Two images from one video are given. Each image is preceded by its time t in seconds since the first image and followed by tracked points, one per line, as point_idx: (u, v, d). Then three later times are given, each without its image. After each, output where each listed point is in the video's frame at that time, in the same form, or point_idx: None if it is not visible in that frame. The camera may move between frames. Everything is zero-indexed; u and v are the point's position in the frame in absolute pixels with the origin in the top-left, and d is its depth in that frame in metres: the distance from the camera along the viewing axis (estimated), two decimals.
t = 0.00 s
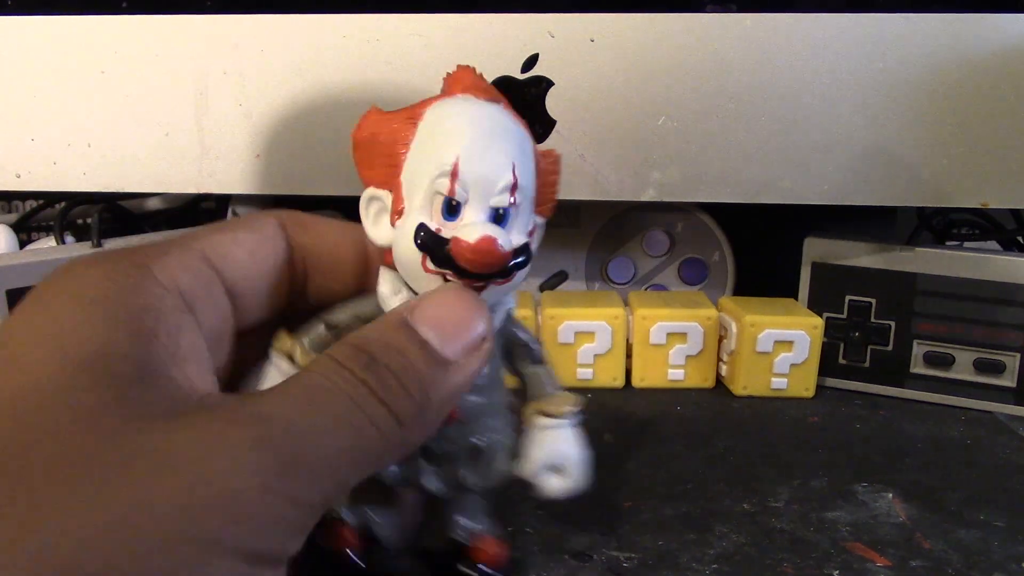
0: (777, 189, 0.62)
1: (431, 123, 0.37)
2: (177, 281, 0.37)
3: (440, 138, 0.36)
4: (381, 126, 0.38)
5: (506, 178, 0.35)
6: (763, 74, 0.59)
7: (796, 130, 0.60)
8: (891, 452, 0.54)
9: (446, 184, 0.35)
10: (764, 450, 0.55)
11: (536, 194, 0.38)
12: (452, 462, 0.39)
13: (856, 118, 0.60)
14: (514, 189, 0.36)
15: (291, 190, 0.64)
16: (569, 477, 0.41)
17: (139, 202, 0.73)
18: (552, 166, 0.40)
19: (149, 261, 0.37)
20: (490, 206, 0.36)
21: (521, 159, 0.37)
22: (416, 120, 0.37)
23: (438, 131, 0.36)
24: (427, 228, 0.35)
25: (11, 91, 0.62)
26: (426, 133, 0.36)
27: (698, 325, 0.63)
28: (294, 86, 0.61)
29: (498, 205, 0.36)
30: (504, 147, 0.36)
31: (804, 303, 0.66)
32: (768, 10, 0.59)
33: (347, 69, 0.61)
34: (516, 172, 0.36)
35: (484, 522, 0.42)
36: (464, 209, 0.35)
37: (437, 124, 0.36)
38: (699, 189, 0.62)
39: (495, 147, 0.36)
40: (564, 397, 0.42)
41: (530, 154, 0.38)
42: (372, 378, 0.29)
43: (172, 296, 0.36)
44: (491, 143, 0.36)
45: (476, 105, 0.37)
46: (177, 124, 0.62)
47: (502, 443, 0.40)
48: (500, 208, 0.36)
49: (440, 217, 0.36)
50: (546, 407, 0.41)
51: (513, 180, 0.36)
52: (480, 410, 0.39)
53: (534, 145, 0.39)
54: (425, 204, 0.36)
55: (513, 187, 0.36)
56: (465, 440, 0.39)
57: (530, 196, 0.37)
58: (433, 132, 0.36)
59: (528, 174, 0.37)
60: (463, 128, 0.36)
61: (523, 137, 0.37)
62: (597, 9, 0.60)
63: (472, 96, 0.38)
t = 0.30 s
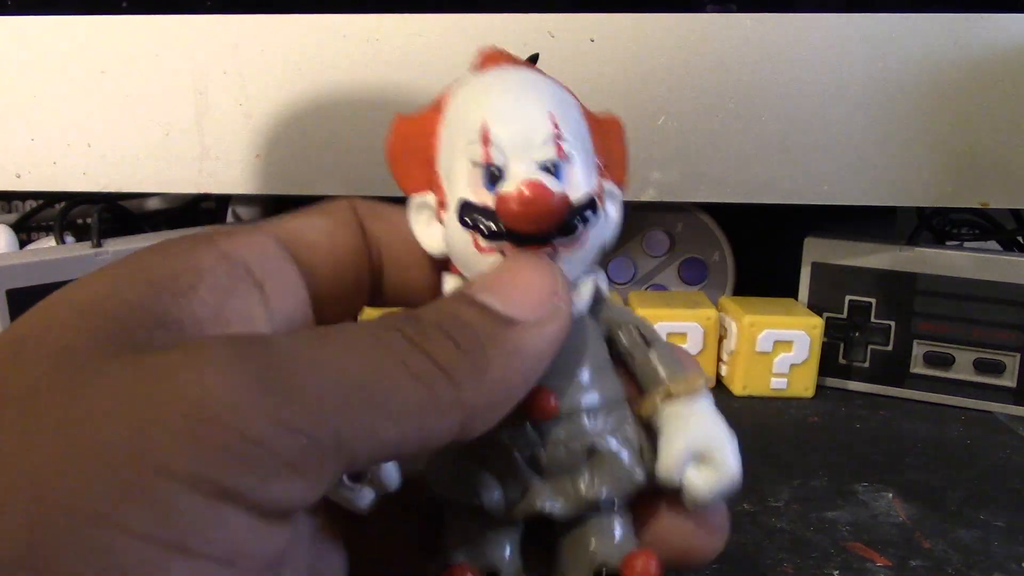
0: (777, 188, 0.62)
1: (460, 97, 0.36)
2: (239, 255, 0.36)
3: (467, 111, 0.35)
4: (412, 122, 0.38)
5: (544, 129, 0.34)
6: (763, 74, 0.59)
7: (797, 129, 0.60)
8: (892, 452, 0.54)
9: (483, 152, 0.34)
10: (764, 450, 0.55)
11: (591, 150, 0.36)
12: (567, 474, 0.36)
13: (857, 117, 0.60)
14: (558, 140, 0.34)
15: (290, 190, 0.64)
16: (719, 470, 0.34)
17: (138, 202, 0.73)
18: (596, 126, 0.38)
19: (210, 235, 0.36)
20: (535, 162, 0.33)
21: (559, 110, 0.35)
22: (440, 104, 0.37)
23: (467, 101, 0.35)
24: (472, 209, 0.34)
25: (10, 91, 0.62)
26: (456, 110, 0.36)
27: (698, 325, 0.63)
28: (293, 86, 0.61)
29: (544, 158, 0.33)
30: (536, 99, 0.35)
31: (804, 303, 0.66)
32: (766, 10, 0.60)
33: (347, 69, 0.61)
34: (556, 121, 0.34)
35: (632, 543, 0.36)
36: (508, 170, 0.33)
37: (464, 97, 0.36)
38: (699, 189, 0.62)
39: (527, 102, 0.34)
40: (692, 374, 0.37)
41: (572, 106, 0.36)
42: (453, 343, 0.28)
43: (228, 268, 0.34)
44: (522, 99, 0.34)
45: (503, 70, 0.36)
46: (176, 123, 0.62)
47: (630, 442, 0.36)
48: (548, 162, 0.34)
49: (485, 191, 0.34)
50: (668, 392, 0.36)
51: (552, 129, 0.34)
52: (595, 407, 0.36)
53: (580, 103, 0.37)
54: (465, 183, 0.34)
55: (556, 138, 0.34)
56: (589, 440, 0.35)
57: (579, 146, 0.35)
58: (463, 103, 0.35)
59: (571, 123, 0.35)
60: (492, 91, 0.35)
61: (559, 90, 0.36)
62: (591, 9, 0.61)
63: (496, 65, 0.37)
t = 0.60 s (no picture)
0: (777, 189, 0.62)
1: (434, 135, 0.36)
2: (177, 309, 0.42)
3: (437, 147, 0.35)
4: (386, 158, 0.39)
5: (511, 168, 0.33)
6: (762, 74, 0.59)
7: (796, 129, 0.60)
8: (891, 452, 0.54)
9: (444, 193, 0.32)
10: (764, 450, 0.54)
11: (561, 194, 0.35)
12: (518, 523, 0.35)
13: (857, 117, 0.60)
14: (524, 182, 0.33)
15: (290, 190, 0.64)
16: (672, 525, 0.35)
17: (139, 202, 0.73)
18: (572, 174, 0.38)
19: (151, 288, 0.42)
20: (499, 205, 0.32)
21: (530, 153, 0.34)
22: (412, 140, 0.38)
23: (439, 137, 0.35)
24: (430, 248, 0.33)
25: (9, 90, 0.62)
26: (427, 146, 0.36)
27: (698, 325, 0.63)
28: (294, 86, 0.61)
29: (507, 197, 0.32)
30: (506, 140, 0.34)
31: (804, 303, 0.66)
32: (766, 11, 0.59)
33: (347, 69, 0.61)
34: (524, 163, 0.33)
35: None
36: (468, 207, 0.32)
37: (437, 133, 0.36)
38: (699, 190, 0.62)
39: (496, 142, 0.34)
40: (654, 425, 0.38)
41: (545, 150, 0.35)
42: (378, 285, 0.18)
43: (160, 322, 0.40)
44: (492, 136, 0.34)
45: (478, 108, 0.36)
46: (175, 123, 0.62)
47: (585, 492, 0.36)
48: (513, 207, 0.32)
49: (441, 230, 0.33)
50: (629, 443, 0.37)
51: (519, 169, 0.33)
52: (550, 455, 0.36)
53: (556, 147, 0.37)
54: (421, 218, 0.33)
55: (522, 179, 0.33)
56: (541, 486, 0.36)
57: (548, 189, 0.34)
58: (434, 139, 0.35)
59: (543, 167, 0.34)
60: (464, 128, 0.35)
61: (534, 133, 0.36)
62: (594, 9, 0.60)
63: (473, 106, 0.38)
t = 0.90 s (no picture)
0: (777, 188, 0.62)
1: (382, 162, 0.32)
2: (104, 324, 0.42)
3: (388, 188, 0.31)
4: (322, 169, 0.34)
5: (474, 227, 0.30)
6: (762, 74, 0.59)
7: (796, 129, 0.60)
8: (891, 453, 0.54)
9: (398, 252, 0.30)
10: (764, 450, 0.54)
11: (524, 237, 0.33)
12: None
13: (855, 117, 0.60)
14: (489, 238, 0.30)
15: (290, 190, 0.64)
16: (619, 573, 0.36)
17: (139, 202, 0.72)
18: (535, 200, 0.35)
19: (78, 300, 0.42)
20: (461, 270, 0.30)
21: (494, 201, 0.31)
22: (355, 158, 0.33)
23: (389, 174, 0.31)
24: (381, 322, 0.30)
25: (9, 91, 0.62)
26: (374, 178, 0.32)
27: (698, 325, 0.63)
28: (294, 87, 0.61)
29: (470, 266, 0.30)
30: (468, 185, 0.31)
31: (804, 303, 0.66)
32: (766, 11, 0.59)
33: (347, 69, 0.61)
34: (487, 215, 0.30)
35: None
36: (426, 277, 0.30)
37: (388, 166, 0.31)
38: (699, 190, 0.62)
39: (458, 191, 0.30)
40: (607, 472, 0.37)
41: (509, 187, 0.32)
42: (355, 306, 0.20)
43: (85, 341, 0.41)
44: (452, 183, 0.30)
45: (434, 126, 0.32)
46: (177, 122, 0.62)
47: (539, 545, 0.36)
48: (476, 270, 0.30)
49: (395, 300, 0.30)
50: (583, 494, 0.36)
51: (484, 227, 0.30)
52: (504, 509, 0.35)
53: (519, 173, 0.34)
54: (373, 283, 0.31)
55: (486, 237, 0.30)
56: (497, 549, 0.35)
57: (514, 242, 0.31)
58: (385, 175, 0.31)
59: (507, 217, 0.31)
60: (419, 167, 0.31)
61: (497, 165, 0.32)
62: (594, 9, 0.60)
63: (426, 113, 0.32)
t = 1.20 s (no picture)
0: (777, 188, 0.62)
1: (376, 191, 0.33)
2: (71, 340, 0.41)
3: (384, 222, 0.32)
4: (299, 185, 0.35)
5: (472, 271, 0.32)
6: (762, 74, 0.59)
7: (796, 129, 0.60)
8: (891, 452, 0.54)
9: (397, 292, 0.32)
10: (763, 450, 0.54)
11: (516, 265, 0.35)
12: None
13: (854, 118, 0.60)
14: (486, 280, 0.33)
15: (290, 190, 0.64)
16: None
17: (139, 202, 0.72)
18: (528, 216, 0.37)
19: (42, 317, 0.41)
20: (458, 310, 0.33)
21: (491, 238, 0.33)
22: (337, 183, 0.34)
23: (384, 206, 0.32)
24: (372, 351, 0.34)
25: (11, 90, 0.62)
26: (364, 208, 0.33)
27: (698, 325, 0.63)
28: (295, 86, 0.61)
29: (464, 307, 0.33)
30: (464, 225, 0.32)
31: (804, 303, 0.66)
32: (766, 11, 0.59)
33: (347, 69, 0.61)
34: (485, 259, 0.33)
35: None
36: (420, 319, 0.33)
37: (381, 196, 0.32)
38: (699, 190, 0.62)
39: (454, 232, 0.32)
40: (581, 477, 0.39)
41: (502, 218, 0.34)
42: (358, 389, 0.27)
43: (51, 364, 0.39)
44: (449, 227, 0.32)
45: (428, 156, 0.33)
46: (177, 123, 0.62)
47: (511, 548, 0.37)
48: (471, 310, 0.33)
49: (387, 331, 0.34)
50: (558, 500, 0.38)
51: (481, 270, 0.33)
52: (486, 527, 0.36)
53: (512, 195, 0.35)
54: (361, 314, 0.34)
55: (483, 280, 0.33)
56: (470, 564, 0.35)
57: (508, 279, 0.34)
58: (379, 206, 0.32)
59: (502, 253, 0.33)
60: (416, 204, 0.32)
61: (491, 196, 0.33)
62: (595, 9, 0.60)
63: (416, 137, 0.33)
